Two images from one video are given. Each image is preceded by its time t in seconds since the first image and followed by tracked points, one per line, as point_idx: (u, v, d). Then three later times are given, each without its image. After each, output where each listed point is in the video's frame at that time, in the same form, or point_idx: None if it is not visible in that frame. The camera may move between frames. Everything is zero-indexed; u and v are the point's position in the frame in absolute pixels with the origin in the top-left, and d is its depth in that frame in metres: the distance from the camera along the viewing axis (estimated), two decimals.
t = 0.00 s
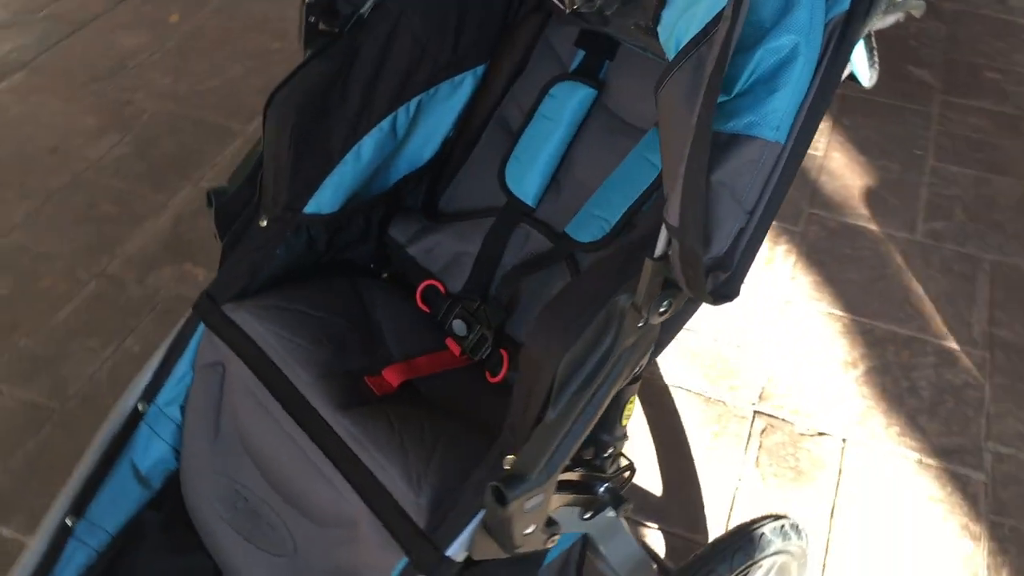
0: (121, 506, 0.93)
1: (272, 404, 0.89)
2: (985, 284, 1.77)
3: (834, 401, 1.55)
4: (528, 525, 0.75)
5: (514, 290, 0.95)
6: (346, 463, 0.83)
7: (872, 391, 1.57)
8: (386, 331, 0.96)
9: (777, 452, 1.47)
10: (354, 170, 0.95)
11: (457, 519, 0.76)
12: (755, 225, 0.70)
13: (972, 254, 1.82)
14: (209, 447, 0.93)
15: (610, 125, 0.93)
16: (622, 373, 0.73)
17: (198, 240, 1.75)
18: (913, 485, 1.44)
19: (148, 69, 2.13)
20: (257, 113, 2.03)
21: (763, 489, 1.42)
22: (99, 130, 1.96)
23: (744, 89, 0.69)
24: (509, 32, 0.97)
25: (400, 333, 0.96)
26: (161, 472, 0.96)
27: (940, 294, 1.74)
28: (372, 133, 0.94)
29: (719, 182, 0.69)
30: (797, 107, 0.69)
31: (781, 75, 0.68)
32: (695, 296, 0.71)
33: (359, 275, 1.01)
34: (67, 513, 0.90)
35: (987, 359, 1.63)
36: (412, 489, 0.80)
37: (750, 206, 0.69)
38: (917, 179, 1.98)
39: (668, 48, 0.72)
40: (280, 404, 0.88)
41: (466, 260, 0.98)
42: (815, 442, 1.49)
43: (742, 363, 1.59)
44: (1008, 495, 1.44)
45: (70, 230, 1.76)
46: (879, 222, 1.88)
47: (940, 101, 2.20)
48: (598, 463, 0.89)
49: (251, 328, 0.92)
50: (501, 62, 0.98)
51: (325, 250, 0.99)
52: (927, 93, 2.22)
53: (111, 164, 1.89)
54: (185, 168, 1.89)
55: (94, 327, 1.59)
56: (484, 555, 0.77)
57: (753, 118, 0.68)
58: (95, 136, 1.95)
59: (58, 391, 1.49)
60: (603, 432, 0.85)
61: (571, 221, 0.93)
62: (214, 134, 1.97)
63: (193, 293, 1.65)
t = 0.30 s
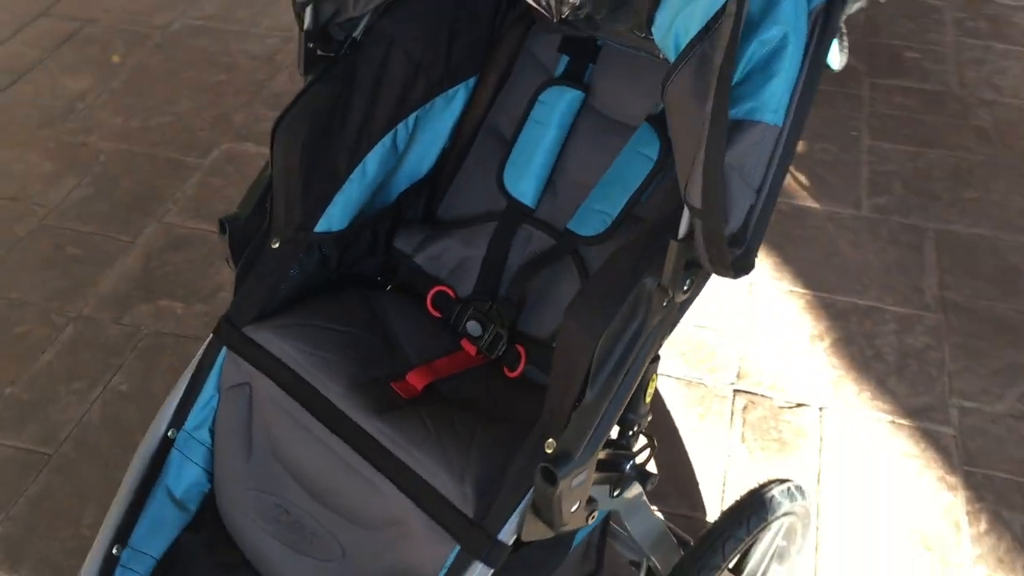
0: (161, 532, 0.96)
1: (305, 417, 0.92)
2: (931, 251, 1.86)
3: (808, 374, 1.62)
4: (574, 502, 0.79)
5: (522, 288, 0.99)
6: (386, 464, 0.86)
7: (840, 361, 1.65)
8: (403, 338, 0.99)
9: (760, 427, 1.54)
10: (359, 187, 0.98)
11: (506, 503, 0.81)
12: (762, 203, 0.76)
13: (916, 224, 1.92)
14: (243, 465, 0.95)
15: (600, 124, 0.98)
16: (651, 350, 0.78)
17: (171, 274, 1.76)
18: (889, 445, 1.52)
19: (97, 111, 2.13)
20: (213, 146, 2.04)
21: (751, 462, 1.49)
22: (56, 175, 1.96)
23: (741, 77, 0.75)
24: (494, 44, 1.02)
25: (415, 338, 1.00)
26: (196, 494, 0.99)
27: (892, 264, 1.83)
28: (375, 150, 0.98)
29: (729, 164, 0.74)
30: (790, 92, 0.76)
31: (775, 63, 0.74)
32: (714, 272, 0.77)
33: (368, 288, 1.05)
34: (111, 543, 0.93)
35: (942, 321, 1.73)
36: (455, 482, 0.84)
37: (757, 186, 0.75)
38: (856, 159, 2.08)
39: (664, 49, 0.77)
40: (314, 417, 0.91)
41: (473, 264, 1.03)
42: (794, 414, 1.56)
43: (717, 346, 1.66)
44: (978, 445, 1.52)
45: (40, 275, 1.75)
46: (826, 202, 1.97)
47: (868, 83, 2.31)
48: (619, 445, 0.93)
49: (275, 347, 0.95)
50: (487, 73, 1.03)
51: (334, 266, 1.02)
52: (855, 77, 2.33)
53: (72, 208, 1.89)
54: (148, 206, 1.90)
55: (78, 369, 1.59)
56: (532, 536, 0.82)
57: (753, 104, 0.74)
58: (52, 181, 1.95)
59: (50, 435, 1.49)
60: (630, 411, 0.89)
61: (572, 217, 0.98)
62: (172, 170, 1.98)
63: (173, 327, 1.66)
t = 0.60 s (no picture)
0: (189, 544, 1.00)
1: (324, 424, 0.97)
2: (892, 248, 1.95)
3: (784, 369, 1.70)
4: (587, 487, 0.85)
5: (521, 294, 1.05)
6: (406, 463, 0.91)
7: (813, 355, 1.72)
8: (410, 347, 1.05)
9: (742, 421, 1.61)
10: (363, 207, 1.04)
11: (523, 491, 0.86)
12: (747, 200, 0.83)
13: (876, 222, 2.01)
14: (265, 475, 1.00)
15: (586, 137, 1.05)
16: (651, 341, 0.84)
17: (162, 305, 1.79)
18: (864, 432, 1.60)
19: (77, 150, 2.16)
20: (194, 179, 2.09)
21: (735, 455, 1.56)
22: (40, 215, 1.99)
23: (723, 87, 0.83)
24: (483, 66, 1.09)
25: (422, 347, 1.05)
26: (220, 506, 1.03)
27: (855, 262, 1.92)
28: (376, 171, 1.03)
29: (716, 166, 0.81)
30: (767, 99, 0.83)
31: (753, 74, 0.82)
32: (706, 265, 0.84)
33: (373, 302, 1.10)
34: (143, 557, 0.97)
35: (906, 314, 1.81)
36: (473, 477, 0.89)
37: (741, 185, 0.83)
38: (816, 164, 2.17)
39: (648, 64, 0.86)
40: (332, 424, 0.96)
41: (472, 274, 1.09)
42: (773, 407, 1.63)
43: (695, 347, 1.73)
44: (947, 427, 1.61)
45: (33, 313, 1.78)
46: (790, 205, 2.06)
47: (822, 92, 2.41)
48: (621, 435, 0.99)
49: (290, 360, 1.00)
50: (477, 95, 1.09)
51: (341, 283, 1.08)
52: (809, 86, 2.43)
53: (60, 245, 1.92)
54: (134, 240, 1.93)
55: (77, 401, 1.62)
56: (547, 522, 0.87)
57: (735, 112, 0.82)
58: (37, 221, 1.98)
59: (55, 466, 1.52)
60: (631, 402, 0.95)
61: (565, 225, 1.04)
62: (155, 204, 2.02)
63: (168, 355, 1.70)
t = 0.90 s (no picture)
0: (193, 543, 1.05)
1: (323, 428, 1.02)
2: (871, 269, 2.02)
3: (767, 385, 1.76)
4: (571, 483, 0.91)
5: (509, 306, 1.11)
6: (402, 464, 0.97)
7: (794, 371, 1.78)
8: (405, 356, 1.11)
9: (725, 434, 1.66)
10: (360, 223, 1.10)
11: (511, 488, 0.92)
12: (720, 214, 0.89)
13: (855, 244, 2.08)
14: (267, 477, 1.05)
15: (571, 158, 1.12)
16: (630, 346, 0.90)
17: (163, 324, 1.85)
18: (843, 444, 1.66)
19: (79, 175, 2.22)
20: (194, 203, 2.15)
21: (719, 467, 1.61)
22: (44, 237, 2.05)
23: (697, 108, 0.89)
24: (475, 92, 1.15)
25: (416, 356, 1.11)
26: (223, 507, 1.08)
27: (835, 281, 1.98)
28: (373, 188, 1.10)
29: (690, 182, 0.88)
30: (738, 120, 0.90)
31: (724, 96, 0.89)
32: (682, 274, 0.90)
33: (370, 314, 1.16)
34: (150, 554, 1.02)
35: (884, 331, 1.88)
36: (463, 475, 0.95)
37: (714, 200, 0.89)
38: (798, 189, 2.24)
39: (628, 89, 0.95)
40: (331, 427, 1.01)
41: (463, 287, 1.14)
42: (755, 421, 1.69)
43: (680, 364, 1.79)
44: (923, 440, 1.66)
45: (37, 331, 1.83)
46: (773, 227, 2.12)
47: (804, 119, 2.49)
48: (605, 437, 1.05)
49: (292, 368, 1.05)
50: (469, 118, 1.16)
51: (340, 296, 1.13)
52: (792, 113, 2.51)
53: (63, 267, 1.97)
54: (135, 262, 1.99)
55: (80, 416, 1.67)
56: (534, 517, 0.93)
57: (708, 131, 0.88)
58: (41, 243, 2.03)
59: (58, 478, 1.57)
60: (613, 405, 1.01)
61: (551, 241, 1.10)
62: (156, 227, 2.08)
63: (169, 372, 1.75)
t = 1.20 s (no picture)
0: (196, 505, 1.11)
1: (321, 401, 1.08)
2: (870, 285, 2.06)
3: (762, 392, 1.80)
4: (549, 455, 0.96)
5: (503, 294, 1.17)
6: (394, 435, 1.02)
7: (789, 380, 1.83)
8: (403, 338, 1.17)
9: (718, 436, 1.71)
10: (364, 211, 1.16)
11: (494, 458, 0.97)
12: (697, 204, 0.95)
13: (856, 261, 2.13)
14: (268, 446, 1.12)
15: (567, 155, 1.17)
16: (609, 327, 0.96)
17: (180, 315, 1.92)
18: (834, 451, 1.70)
19: (106, 174, 2.31)
20: (215, 203, 2.23)
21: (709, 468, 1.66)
22: (69, 230, 2.13)
23: (679, 106, 0.95)
24: (478, 90, 1.21)
25: (413, 339, 1.17)
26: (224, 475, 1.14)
27: (834, 296, 2.03)
28: (378, 178, 1.16)
29: (669, 174, 0.93)
30: (718, 118, 0.95)
31: (706, 95, 0.94)
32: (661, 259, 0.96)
33: (371, 299, 1.22)
34: (155, 512, 1.08)
35: (879, 345, 1.92)
36: (450, 447, 1.00)
37: (693, 191, 0.95)
38: (803, 206, 2.29)
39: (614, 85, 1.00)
40: (329, 401, 1.07)
41: (460, 275, 1.20)
42: (748, 425, 1.73)
43: (677, 369, 1.84)
44: (912, 450, 1.70)
45: (59, 318, 1.91)
46: (775, 243, 2.17)
47: (812, 140, 2.54)
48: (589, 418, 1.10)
49: (294, 345, 1.11)
50: (472, 115, 1.22)
51: (343, 281, 1.19)
52: (800, 134, 2.56)
53: (86, 259, 2.05)
54: (156, 256, 2.06)
55: (97, 399, 1.74)
56: (514, 487, 0.99)
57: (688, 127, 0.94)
58: (67, 236, 2.11)
59: (73, 456, 1.64)
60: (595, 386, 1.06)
61: (545, 233, 1.16)
62: (177, 224, 2.16)
63: (183, 361, 1.82)
